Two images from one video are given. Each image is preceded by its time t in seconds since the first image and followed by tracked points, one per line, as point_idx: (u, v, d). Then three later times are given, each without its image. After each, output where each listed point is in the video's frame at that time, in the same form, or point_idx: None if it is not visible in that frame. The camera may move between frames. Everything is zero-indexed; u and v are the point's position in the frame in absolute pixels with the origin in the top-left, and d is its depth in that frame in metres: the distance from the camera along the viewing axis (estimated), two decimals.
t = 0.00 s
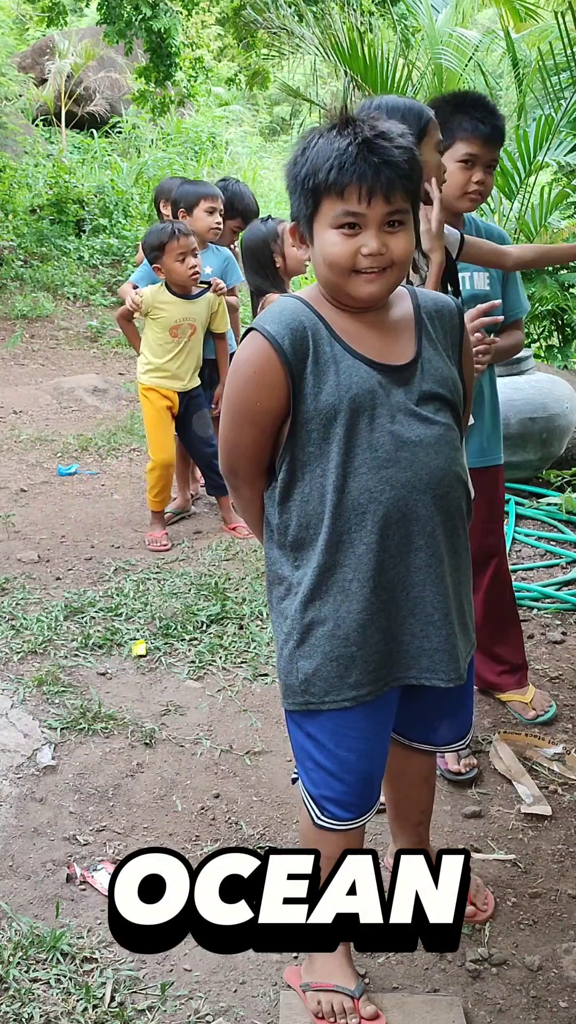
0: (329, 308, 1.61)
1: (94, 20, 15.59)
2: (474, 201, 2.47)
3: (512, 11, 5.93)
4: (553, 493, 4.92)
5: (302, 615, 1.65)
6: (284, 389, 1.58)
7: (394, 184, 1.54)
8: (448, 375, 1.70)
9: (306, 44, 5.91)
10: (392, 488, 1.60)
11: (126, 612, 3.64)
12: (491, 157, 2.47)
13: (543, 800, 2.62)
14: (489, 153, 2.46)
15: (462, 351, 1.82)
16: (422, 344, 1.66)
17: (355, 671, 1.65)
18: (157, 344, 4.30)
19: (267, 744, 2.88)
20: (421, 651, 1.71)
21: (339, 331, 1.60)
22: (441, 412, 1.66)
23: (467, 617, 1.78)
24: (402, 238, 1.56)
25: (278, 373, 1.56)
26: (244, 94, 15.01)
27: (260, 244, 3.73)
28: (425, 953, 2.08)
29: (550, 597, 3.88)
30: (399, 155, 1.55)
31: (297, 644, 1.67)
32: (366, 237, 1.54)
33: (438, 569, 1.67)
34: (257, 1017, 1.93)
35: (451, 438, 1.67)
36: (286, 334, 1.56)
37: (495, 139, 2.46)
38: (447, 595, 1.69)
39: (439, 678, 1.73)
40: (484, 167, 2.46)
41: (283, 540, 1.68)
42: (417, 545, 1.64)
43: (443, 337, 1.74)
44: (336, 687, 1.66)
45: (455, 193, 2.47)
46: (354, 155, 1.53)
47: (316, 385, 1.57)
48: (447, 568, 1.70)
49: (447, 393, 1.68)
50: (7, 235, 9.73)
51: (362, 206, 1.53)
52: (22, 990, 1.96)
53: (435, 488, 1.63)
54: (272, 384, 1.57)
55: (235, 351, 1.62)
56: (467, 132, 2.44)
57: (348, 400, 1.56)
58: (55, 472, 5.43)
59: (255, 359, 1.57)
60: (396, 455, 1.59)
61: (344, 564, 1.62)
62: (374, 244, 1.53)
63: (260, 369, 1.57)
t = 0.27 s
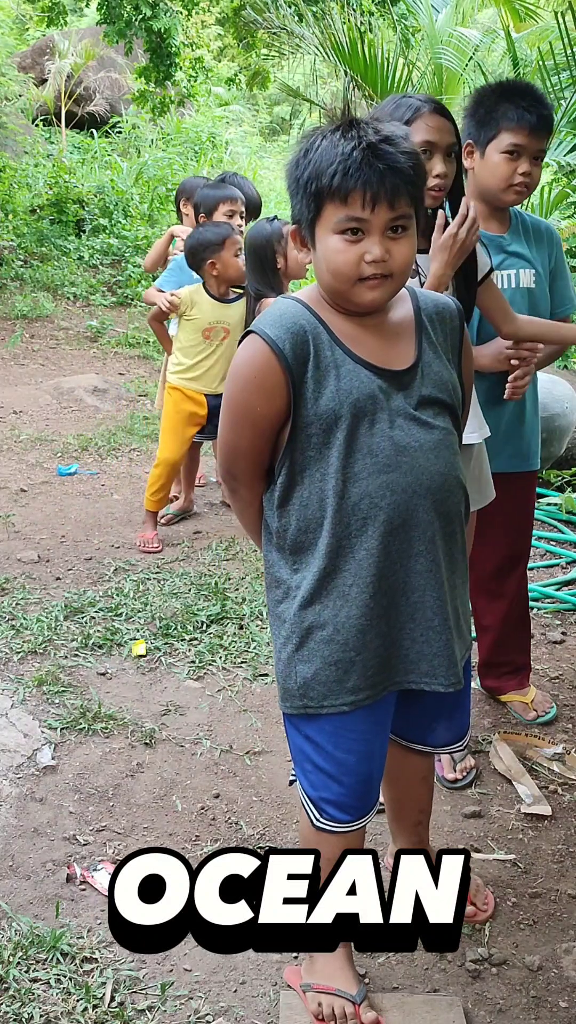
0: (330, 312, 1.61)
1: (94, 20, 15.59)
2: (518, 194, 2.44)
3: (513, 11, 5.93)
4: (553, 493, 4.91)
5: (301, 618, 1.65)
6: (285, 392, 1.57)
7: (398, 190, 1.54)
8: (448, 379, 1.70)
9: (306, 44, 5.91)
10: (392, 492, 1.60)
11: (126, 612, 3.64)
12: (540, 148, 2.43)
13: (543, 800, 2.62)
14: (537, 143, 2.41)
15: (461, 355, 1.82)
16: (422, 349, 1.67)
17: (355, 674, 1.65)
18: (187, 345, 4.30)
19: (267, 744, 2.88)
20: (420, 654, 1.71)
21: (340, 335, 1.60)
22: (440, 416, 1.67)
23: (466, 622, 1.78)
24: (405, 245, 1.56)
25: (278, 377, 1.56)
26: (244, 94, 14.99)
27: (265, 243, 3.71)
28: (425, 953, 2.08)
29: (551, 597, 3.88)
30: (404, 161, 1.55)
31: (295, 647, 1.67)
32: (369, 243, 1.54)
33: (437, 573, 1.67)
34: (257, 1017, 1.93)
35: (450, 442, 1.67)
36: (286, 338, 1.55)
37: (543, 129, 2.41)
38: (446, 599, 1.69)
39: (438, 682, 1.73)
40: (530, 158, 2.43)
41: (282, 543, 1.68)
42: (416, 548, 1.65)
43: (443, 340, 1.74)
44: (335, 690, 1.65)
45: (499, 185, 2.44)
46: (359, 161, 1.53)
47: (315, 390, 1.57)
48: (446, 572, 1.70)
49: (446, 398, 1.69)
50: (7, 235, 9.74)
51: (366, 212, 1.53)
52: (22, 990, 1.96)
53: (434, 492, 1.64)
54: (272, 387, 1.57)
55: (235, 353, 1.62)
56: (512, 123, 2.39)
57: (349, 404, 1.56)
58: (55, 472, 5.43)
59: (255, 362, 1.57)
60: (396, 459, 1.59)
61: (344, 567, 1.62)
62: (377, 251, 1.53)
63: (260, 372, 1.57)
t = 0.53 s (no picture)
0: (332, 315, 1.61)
1: (94, 20, 15.58)
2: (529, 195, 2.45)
3: (513, 11, 5.92)
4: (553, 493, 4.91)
5: (302, 619, 1.65)
6: (285, 397, 1.57)
7: (402, 192, 1.54)
8: (450, 382, 1.70)
9: (307, 44, 5.91)
10: (394, 495, 1.60)
11: (126, 612, 3.64)
12: (553, 149, 2.44)
13: (543, 800, 2.62)
14: (549, 145, 2.43)
15: (463, 357, 1.82)
16: (423, 352, 1.67)
17: (356, 675, 1.65)
18: (207, 329, 4.27)
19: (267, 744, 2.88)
20: (423, 657, 1.70)
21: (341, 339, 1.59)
22: (442, 419, 1.66)
23: (468, 625, 1.78)
24: (409, 247, 1.56)
25: (279, 381, 1.56)
26: (244, 94, 14.98)
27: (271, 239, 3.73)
28: (425, 954, 2.08)
29: (551, 597, 3.88)
30: (410, 163, 1.56)
31: (296, 648, 1.67)
32: (375, 245, 1.53)
33: (439, 576, 1.67)
34: (257, 1017, 1.93)
35: (452, 445, 1.67)
36: (287, 342, 1.55)
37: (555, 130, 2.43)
38: (448, 601, 1.69)
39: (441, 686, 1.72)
40: (542, 159, 2.44)
41: (282, 544, 1.68)
42: (418, 551, 1.64)
43: (446, 343, 1.74)
44: (335, 692, 1.65)
45: (510, 185, 2.44)
46: (363, 163, 1.53)
47: (317, 392, 1.57)
48: (448, 575, 1.70)
49: (448, 402, 1.69)
50: (7, 235, 9.74)
51: (371, 214, 1.53)
52: (22, 990, 1.96)
53: (436, 494, 1.63)
54: (272, 392, 1.57)
55: (235, 358, 1.62)
56: (525, 124, 2.41)
57: (350, 407, 1.56)
58: (55, 472, 5.43)
59: (256, 366, 1.57)
60: (398, 462, 1.59)
61: (344, 569, 1.62)
62: (382, 252, 1.52)
63: (260, 377, 1.57)
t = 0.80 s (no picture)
0: (334, 316, 1.61)
1: (94, 20, 15.58)
2: (534, 196, 2.45)
3: (513, 11, 5.92)
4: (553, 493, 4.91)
5: (303, 620, 1.65)
6: (284, 400, 1.57)
7: (409, 192, 1.54)
8: (451, 383, 1.70)
9: (306, 44, 5.91)
10: (394, 497, 1.60)
11: (126, 612, 3.64)
12: (558, 151, 2.44)
13: (543, 800, 2.62)
14: (554, 147, 2.43)
15: (465, 357, 1.81)
16: (424, 353, 1.66)
17: (356, 676, 1.65)
18: (212, 328, 4.26)
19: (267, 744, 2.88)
20: (425, 659, 1.70)
21: (342, 342, 1.59)
22: (443, 420, 1.66)
23: (470, 626, 1.78)
24: (413, 248, 1.56)
25: (278, 384, 1.56)
26: (244, 94, 14.98)
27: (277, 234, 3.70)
28: (425, 953, 2.08)
29: (551, 597, 3.88)
30: (415, 163, 1.56)
31: (296, 649, 1.67)
32: (381, 246, 1.53)
33: (440, 577, 1.67)
34: (257, 1017, 1.93)
35: (453, 447, 1.67)
36: (286, 346, 1.55)
37: (561, 132, 2.43)
38: (450, 603, 1.69)
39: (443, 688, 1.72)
40: (548, 161, 2.44)
41: (283, 545, 1.68)
42: (419, 552, 1.64)
43: (447, 344, 1.74)
44: (335, 693, 1.65)
45: (514, 186, 2.44)
46: (369, 163, 1.52)
47: (316, 395, 1.57)
48: (450, 576, 1.69)
49: (449, 403, 1.69)
50: (7, 235, 9.74)
51: (378, 215, 1.53)
52: (22, 990, 1.95)
53: (437, 495, 1.63)
54: (271, 395, 1.57)
55: (234, 361, 1.62)
56: (531, 125, 2.41)
57: (350, 409, 1.56)
58: (55, 472, 5.43)
59: (255, 370, 1.57)
60: (399, 464, 1.59)
61: (345, 571, 1.62)
62: (389, 254, 1.53)
63: (260, 380, 1.57)
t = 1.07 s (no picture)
0: (337, 317, 1.61)
1: (94, 20, 15.58)
2: (538, 197, 2.45)
3: (513, 11, 5.92)
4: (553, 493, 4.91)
5: (304, 620, 1.65)
6: (285, 401, 1.57)
7: (420, 193, 1.55)
8: (453, 384, 1.70)
9: (307, 44, 5.92)
10: (396, 498, 1.60)
11: (126, 612, 3.64)
12: (564, 151, 2.44)
13: (543, 800, 2.62)
14: (561, 147, 2.43)
15: (467, 357, 1.81)
16: (426, 354, 1.66)
17: (357, 677, 1.65)
18: (212, 331, 4.25)
19: (267, 745, 2.88)
20: (427, 660, 1.69)
21: (344, 345, 1.59)
22: (444, 421, 1.66)
23: (472, 626, 1.78)
24: (421, 249, 1.57)
25: (278, 386, 1.56)
26: (244, 94, 14.97)
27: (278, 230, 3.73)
28: (425, 953, 2.08)
29: (551, 597, 3.88)
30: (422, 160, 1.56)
31: (297, 649, 1.67)
32: (394, 247, 1.54)
33: (442, 579, 1.67)
34: (257, 1017, 1.93)
35: (454, 447, 1.67)
36: (287, 348, 1.55)
37: (568, 132, 2.42)
38: (451, 604, 1.69)
39: (445, 689, 1.72)
40: (554, 161, 2.44)
41: (285, 545, 1.68)
42: (420, 554, 1.64)
43: (449, 344, 1.74)
44: (335, 694, 1.66)
45: (519, 186, 2.45)
46: (385, 162, 1.52)
47: (317, 396, 1.57)
48: (451, 577, 1.69)
49: (452, 403, 1.69)
50: (7, 235, 9.75)
51: (393, 216, 1.53)
52: (22, 990, 1.95)
53: (438, 497, 1.63)
54: (272, 397, 1.57)
55: (236, 363, 1.62)
56: (537, 125, 2.40)
57: (351, 411, 1.56)
58: (55, 472, 5.43)
59: (256, 372, 1.57)
60: (400, 465, 1.59)
61: (346, 572, 1.62)
62: (402, 254, 1.53)
63: (260, 382, 1.57)
